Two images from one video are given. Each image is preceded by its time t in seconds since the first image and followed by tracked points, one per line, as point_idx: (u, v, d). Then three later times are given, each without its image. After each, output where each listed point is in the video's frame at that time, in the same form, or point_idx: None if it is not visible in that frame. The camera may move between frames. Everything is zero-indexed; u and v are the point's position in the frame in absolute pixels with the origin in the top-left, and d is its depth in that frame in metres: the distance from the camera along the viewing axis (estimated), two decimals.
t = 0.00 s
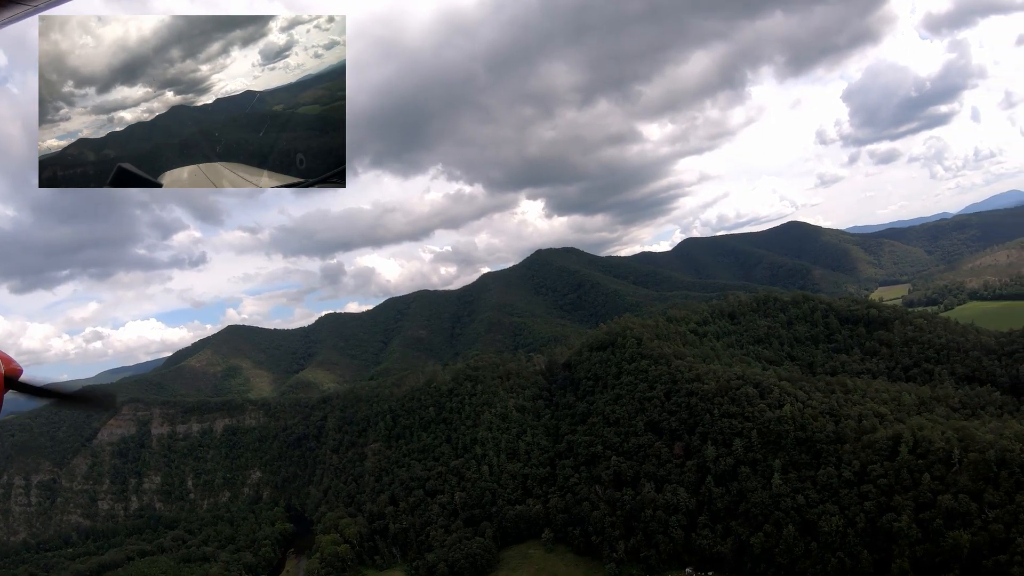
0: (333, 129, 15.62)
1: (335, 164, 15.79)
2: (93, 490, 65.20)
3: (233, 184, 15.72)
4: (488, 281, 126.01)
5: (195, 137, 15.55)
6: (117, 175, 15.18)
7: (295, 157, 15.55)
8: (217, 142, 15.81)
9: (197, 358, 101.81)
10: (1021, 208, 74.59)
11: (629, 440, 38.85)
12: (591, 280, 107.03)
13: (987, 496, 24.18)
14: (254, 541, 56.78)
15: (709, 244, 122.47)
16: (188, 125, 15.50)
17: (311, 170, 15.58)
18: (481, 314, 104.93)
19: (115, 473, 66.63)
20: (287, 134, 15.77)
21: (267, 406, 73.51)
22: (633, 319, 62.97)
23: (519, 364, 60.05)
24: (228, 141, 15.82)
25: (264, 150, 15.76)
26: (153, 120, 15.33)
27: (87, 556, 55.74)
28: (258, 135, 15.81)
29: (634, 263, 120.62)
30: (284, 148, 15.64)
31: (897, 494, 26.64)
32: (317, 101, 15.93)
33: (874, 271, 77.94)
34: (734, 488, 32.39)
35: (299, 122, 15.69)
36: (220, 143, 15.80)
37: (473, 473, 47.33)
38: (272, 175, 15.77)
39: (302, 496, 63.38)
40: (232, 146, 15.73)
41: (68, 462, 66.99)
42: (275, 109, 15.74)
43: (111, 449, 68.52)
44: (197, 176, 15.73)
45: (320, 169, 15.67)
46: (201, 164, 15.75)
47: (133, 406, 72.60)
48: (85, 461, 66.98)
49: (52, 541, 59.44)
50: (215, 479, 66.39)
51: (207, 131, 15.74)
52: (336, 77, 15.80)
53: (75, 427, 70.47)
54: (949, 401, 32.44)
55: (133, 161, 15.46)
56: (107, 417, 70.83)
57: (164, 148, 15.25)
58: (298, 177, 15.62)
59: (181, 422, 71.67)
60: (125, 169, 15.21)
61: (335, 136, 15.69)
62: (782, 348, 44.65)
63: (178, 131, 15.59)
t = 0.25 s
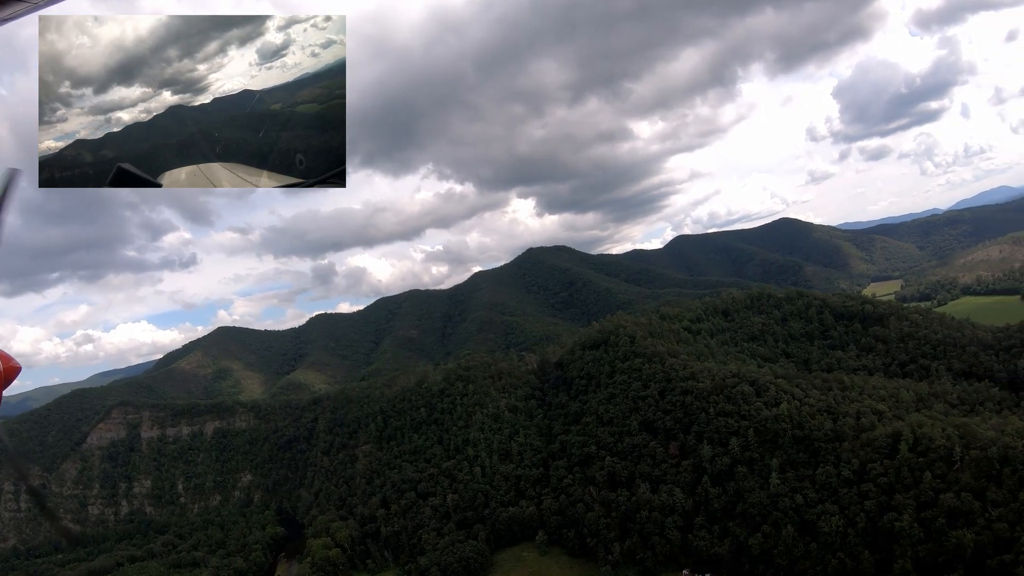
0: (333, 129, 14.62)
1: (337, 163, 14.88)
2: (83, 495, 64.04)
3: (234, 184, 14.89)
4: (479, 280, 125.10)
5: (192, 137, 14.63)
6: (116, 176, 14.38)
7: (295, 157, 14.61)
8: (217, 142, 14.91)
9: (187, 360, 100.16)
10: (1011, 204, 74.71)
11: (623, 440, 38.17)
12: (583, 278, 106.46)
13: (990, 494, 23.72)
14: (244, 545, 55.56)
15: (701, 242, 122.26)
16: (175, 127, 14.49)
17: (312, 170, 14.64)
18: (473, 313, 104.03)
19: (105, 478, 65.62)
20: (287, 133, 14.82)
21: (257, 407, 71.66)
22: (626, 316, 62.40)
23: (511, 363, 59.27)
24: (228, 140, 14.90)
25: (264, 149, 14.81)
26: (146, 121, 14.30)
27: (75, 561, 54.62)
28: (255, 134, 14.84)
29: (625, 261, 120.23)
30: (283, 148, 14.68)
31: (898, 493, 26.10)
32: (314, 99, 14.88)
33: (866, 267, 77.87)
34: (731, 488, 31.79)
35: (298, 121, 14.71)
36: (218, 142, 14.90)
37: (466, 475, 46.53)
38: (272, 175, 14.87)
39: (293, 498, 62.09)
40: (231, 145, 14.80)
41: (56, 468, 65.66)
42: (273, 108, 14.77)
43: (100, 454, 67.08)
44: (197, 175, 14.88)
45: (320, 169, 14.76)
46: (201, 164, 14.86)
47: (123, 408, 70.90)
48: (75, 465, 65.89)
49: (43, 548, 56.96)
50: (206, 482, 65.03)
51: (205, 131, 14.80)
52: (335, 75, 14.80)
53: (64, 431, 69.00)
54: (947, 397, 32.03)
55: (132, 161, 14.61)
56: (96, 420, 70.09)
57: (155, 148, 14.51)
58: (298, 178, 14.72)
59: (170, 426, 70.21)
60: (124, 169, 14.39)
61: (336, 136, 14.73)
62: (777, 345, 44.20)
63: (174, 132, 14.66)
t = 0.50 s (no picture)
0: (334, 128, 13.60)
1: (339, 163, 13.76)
2: (73, 501, 62.71)
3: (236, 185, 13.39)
4: (471, 280, 124.08)
5: (187, 137, 13.09)
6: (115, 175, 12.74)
7: (295, 157, 13.41)
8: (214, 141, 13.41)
9: (178, 364, 98.65)
10: (1002, 199, 74.83)
11: (618, 440, 37.51)
12: (575, 276, 105.80)
13: (994, 492, 23.29)
14: (234, 551, 54.24)
15: (693, 239, 122.01)
16: (170, 127, 12.97)
17: (314, 169, 13.43)
18: (466, 313, 103.08)
19: (95, 483, 64.04)
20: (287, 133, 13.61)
21: (248, 410, 69.91)
22: (619, 315, 61.86)
23: (503, 363, 58.51)
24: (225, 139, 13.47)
25: (264, 148, 13.46)
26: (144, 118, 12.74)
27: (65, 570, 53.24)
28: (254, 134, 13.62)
29: (618, 258, 119.77)
30: (282, 147, 13.45)
31: (900, 492, 25.66)
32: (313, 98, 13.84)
33: (859, 263, 77.75)
34: (729, 488, 31.19)
35: (298, 120, 13.61)
36: (218, 142, 13.42)
37: (458, 477, 45.69)
38: (272, 175, 13.48)
39: (285, 502, 60.91)
40: (229, 144, 13.35)
41: (47, 473, 64.88)
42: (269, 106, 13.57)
43: (90, 460, 65.37)
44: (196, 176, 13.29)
45: (320, 169, 13.58)
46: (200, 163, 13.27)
47: (114, 413, 69.39)
48: (65, 471, 64.75)
49: (34, 555, 56.69)
50: (198, 487, 63.24)
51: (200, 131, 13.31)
52: (333, 73, 13.81)
53: (54, 438, 68.25)
54: (946, 393, 31.63)
55: (131, 161, 12.95)
56: (87, 425, 68.16)
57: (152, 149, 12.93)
58: (298, 178, 13.45)
59: (161, 430, 67.97)
60: (123, 169, 12.73)
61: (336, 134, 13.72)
62: (773, 342, 43.74)
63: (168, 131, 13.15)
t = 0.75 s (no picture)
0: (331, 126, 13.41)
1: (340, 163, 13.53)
2: (63, 506, 61.19)
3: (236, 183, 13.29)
4: (463, 279, 123.26)
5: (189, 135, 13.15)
6: (116, 175, 12.93)
7: (295, 155, 13.23)
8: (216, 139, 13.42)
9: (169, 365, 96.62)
10: (994, 195, 74.78)
11: (613, 441, 36.82)
12: (567, 275, 105.27)
13: (998, 491, 22.84)
14: (224, 556, 52.86)
15: (685, 237, 121.84)
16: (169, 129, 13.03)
17: (313, 169, 13.21)
18: (458, 313, 102.23)
19: (85, 488, 63.12)
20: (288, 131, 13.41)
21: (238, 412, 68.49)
22: (612, 313, 61.30)
23: (495, 363, 57.74)
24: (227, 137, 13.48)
25: (264, 147, 13.31)
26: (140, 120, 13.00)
27: None
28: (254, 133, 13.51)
29: (610, 257, 119.36)
30: (283, 145, 13.31)
31: (902, 493, 25.18)
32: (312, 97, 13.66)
33: (852, 260, 77.72)
34: (726, 490, 30.59)
35: (298, 119, 13.40)
36: (218, 141, 13.44)
37: (451, 480, 44.85)
38: (271, 175, 13.31)
39: (277, 506, 59.28)
40: (230, 142, 13.32)
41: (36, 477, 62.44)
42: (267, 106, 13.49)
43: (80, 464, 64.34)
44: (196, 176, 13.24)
45: (320, 168, 13.36)
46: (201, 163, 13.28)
47: (104, 416, 67.96)
48: (54, 475, 62.56)
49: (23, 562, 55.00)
50: (188, 491, 62.32)
51: (203, 129, 13.36)
52: (333, 71, 13.67)
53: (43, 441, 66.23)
54: (945, 391, 31.22)
55: (132, 159, 13.16)
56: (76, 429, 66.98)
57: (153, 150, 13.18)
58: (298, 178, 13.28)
59: (152, 433, 67.30)
60: (125, 168, 12.94)
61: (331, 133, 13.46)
62: (768, 340, 43.27)
63: (168, 131, 13.20)
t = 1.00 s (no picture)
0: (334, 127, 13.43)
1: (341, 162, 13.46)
2: (53, 511, 59.98)
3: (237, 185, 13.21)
4: (455, 280, 122.40)
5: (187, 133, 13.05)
6: (116, 175, 12.78)
7: (295, 155, 13.14)
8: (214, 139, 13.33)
9: (160, 368, 95.02)
10: (985, 193, 74.83)
11: (607, 443, 36.14)
12: (559, 274, 104.71)
13: (1002, 493, 22.44)
14: (215, 561, 51.44)
15: (677, 236, 121.55)
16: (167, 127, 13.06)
17: (314, 168, 13.19)
18: (450, 313, 101.28)
19: (75, 493, 61.47)
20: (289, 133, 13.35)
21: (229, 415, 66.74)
22: (606, 313, 60.66)
23: (487, 364, 56.96)
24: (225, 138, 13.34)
25: (265, 145, 13.24)
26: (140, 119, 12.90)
27: None
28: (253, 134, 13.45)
29: (602, 256, 118.84)
30: (284, 144, 13.25)
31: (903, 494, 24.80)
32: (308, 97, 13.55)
33: (845, 258, 77.63)
34: (723, 492, 30.00)
35: (297, 119, 13.29)
36: (217, 141, 13.31)
37: (442, 484, 44.06)
38: (273, 173, 13.23)
39: (267, 510, 58.02)
40: (229, 142, 13.22)
41: (25, 483, 61.56)
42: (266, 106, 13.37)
43: (70, 468, 62.70)
44: (193, 176, 13.15)
45: (321, 168, 13.35)
46: (200, 163, 13.19)
47: (94, 420, 66.75)
48: (44, 480, 61.52)
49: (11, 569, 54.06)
50: (178, 495, 60.87)
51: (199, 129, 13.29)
52: (330, 73, 13.65)
53: (32, 446, 64.81)
54: (944, 389, 30.82)
55: (132, 159, 13.03)
56: (66, 433, 65.41)
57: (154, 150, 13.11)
58: (298, 176, 13.23)
59: (142, 437, 65.64)
60: (126, 167, 12.78)
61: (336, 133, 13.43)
62: (763, 339, 42.79)
63: (168, 131, 13.08)
